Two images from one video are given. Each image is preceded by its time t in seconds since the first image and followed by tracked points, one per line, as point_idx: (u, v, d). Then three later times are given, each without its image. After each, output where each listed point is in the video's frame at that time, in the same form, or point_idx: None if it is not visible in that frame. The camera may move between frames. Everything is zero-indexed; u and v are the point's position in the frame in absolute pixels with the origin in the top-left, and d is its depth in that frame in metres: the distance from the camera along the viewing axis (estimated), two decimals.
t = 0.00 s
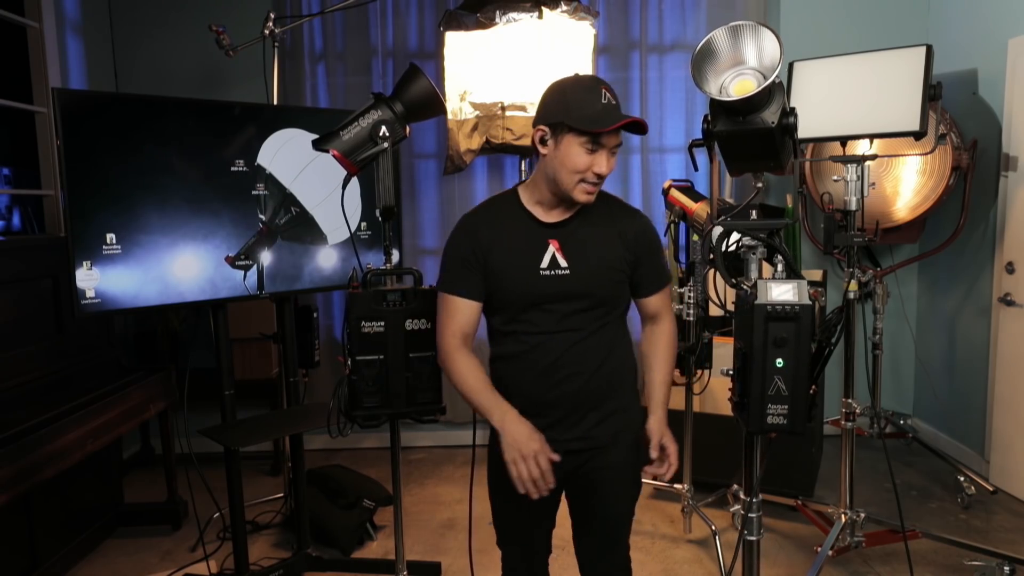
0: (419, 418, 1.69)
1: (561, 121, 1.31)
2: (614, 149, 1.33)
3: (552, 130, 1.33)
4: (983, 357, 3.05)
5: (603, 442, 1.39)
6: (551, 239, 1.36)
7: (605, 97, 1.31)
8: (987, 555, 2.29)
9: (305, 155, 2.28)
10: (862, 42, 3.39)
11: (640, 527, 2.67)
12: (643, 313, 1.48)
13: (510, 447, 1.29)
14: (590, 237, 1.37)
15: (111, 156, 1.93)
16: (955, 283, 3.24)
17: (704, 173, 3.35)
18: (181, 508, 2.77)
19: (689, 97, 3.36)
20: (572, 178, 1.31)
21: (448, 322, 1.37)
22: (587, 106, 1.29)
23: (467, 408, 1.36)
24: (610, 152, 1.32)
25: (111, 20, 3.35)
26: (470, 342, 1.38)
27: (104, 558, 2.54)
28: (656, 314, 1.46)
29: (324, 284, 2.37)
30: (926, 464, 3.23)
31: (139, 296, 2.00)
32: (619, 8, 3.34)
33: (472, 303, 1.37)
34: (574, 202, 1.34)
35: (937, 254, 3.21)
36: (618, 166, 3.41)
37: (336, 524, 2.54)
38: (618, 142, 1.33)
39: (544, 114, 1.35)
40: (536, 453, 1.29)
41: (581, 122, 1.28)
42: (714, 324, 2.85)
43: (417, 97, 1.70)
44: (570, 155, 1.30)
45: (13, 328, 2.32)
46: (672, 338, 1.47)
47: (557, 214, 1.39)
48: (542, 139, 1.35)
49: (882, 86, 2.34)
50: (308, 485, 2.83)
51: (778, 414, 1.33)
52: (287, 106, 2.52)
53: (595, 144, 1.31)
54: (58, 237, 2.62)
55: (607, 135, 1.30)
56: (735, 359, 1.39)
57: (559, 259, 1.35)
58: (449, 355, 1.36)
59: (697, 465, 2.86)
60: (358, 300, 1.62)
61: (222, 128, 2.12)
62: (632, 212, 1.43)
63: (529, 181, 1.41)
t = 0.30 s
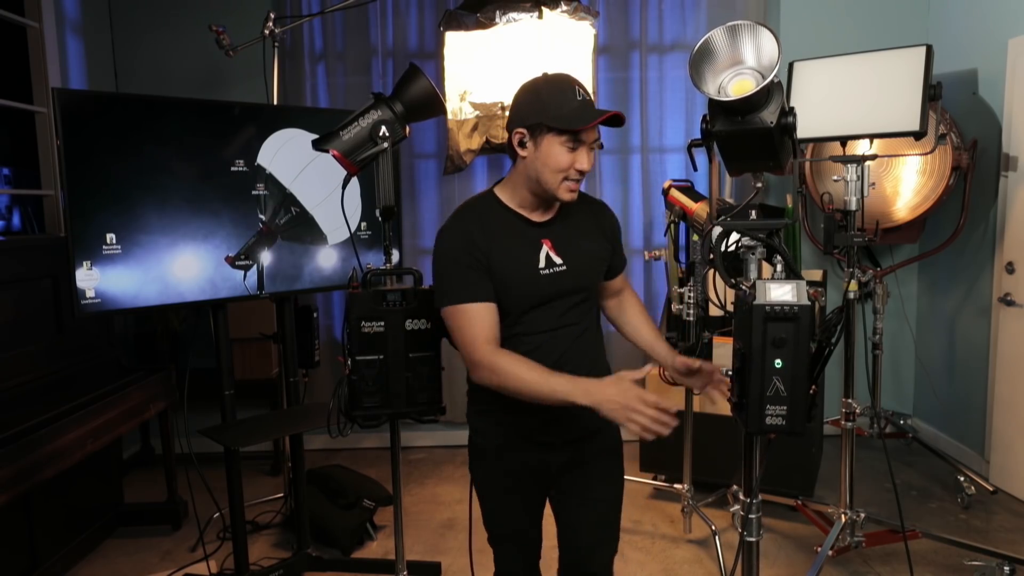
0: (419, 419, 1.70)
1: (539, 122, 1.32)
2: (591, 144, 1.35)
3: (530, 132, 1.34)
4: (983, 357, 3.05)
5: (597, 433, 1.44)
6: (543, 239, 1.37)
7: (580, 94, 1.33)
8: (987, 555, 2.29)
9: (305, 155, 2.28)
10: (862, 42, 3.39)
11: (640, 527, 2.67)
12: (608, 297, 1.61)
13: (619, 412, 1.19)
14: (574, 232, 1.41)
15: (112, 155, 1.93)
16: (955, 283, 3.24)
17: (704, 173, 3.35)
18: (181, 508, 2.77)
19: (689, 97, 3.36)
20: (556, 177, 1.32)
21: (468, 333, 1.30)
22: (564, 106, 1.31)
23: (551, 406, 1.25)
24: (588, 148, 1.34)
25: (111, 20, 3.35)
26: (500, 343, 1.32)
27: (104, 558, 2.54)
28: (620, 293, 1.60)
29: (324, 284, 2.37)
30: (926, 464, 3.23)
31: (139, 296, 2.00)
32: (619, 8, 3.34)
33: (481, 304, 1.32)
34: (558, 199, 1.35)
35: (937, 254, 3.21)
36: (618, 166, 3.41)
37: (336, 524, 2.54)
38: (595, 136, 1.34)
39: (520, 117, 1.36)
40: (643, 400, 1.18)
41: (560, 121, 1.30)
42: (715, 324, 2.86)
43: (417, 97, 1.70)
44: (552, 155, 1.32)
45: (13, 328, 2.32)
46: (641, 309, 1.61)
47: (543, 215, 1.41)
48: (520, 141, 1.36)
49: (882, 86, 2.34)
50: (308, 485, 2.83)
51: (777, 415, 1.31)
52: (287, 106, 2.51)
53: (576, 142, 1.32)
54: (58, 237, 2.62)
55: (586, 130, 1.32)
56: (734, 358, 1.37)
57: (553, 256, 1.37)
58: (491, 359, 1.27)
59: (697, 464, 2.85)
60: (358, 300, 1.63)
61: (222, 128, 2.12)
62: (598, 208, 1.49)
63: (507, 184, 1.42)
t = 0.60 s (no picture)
0: (419, 419, 1.70)
1: (546, 130, 1.30)
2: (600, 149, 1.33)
3: (536, 138, 1.32)
4: (983, 357, 3.05)
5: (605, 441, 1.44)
6: (556, 244, 1.37)
7: (587, 97, 1.32)
8: (987, 555, 2.29)
9: (305, 155, 2.28)
10: (862, 42, 3.39)
11: (640, 527, 2.67)
12: (611, 303, 1.59)
13: (715, 378, 1.20)
14: (581, 236, 1.41)
15: (111, 155, 1.93)
16: (955, 283, 3.24)
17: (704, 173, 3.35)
18: (181, 508, 2.77)
19: (688, 97, 3.36)
20: (565, 186, 1.31)
21: (525, 326, 1.26)
22: (572, 112, 1.29)
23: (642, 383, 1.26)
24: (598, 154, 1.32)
25: (111, 20, 3.35)
26: (556, 328, 1.29)
27: (104, 558, 2.54)
28: (623, 296, 1.58)
29: (324, 284, 2.37)
30: (926, 464, 3.23)
31: (139, 296, 2.00)
32: (619, 8, 3.34)
33: (522, 296, 1.28)
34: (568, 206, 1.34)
35: (937, 254, 3.21)
36: (618, 166, 3.41)
37: (336, 524, 2.54)
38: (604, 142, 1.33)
39: (526, 123, 1.33)
40: (732, 360, 1.19)
41: (568, 129, 1.28)
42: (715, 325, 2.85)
43: (417, 97, 1.70)
44: (561, 163, 1.30)
45: (13, 328, 2.32)
46: (647, 307, 1.59)
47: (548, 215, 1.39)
48: (526, 148, 1.34)
49: (882, 86, 2.34)
50: (308, 485, 2.83)
51: (775, 417, 1.19)
52: (287, 106, 2.51)
53: (584, 149, 1.31)
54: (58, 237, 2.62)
55: (596, 137, 1.30)
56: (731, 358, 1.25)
57: (565, 261, 1.37)
58: (566, 347, 1.25)
59: (697, 464, 2.86)
60: (358, 300, 1.63)
61: (222, 128, 2.12)
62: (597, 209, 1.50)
63: (514, 186, 1.40)
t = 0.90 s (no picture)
0: (419, 418, 1.70)
1: (534, 126, 1.27)
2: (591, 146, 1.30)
3: (526, 134, 1.29)
4: (983, 357, 3.05)
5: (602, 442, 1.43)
6: (552, 240, 1.34)
7: (579, 93, 1.28)
8: (987, 555, 2.29)
9: (305, 155, 2.28)
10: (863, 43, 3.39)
11: (640, 527, 2.67)
12: (607, 307, 1.56)
13: (711, 377, 1.19)
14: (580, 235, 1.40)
15: (111, 155, 1.93)
16: (955, 283, 3.24)
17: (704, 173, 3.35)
18: (181, 508, 2.77)
19: (688, 97, 3.36)
20: (553, 184, 1.28)
21: (522, 327, 1.24)
22: (562, 108, 1.26)
23: (639, 383, 1.24)
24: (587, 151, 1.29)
25: (111, 20, 3.35)
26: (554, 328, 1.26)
27: (104, 558, 2.54)
28: (619, 300, 1.56)
29: (324, 284, 2.37)
30: (926, 464, 3.23)
31: (139, 296, 2.00)
32: (619, 8, 3.34)
33: (521, 296, 1.25)
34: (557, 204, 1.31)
35: (937, 254, 3.22)
36: (618, 166, 3.41)
37: (336, 524, 2.54)
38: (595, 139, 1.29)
39: (518, 118, 1.31)
40: (728, 358, 1.19)
41: (556, 126, 1.25)
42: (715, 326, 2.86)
43: (417, 97, 1.70)
44: (548, 161, 1.27)
45: (13, 328, 2.32)
46: (642, 311, 1.57)
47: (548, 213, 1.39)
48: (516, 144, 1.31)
49: (882, 87, 2.34)
50: (308, 485, 2.83)
51: (772, 420, 1.19)
52: (287, 106, 2.51)
53: (572, 147, 1.27)
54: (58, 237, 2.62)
55: (585, 136, 1.26)
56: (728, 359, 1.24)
57: (562, 257, 1.34)
58: (563, 349, 1.22)
59: (697, 464, 2.86)
60: (358, 300, 1.63)
61: (222, 128, 2.12)
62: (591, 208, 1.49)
63: (506, 181, 1.38)
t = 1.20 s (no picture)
0: (419, 418, 1.70)
1: (511, 125, 1.24)
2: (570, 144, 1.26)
3: (503, 133, 1.26)
4: (983, 356, 3.05)
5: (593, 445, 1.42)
6: (534, 237, 1.32)
7: (557, 92, 1.25)
8: (987, 555, 2.29)
9: (305, 155, 2.28)
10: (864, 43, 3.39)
11: (640, 527, 2.67)
12: (592, 307, 1.54)
13: (680, 381, 1.15)
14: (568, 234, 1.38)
15: (111, 155, 1.93)
16: (955, 284, 3.24)
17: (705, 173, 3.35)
18: (181, 508, 2.77)
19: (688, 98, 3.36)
20: (532, 183, 1.25)
21: (491, 334, 1.21)
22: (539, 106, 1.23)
23: (607, 389, 1.21)
24: (566, 149, 1.25)
25: (111, 20, 3.35)
26: (524, 335, 1.23)
27: (104, 558, 2.54)
28: (603, 299, 1.54)
29: (324, 284, 2.36)
30: (926, 464, 3.23)
31: (138, 296, 2.00)
32: (619, 8, 3.34)
33: (490, 303, 1.22)
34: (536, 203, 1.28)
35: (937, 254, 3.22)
36: (618, 166, 3.41)
37: (336, 524, 2.54)
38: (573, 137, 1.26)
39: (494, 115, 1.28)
40: (697, 363, 1.14)
41: (533, 125, 1.22)
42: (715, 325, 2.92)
43: (417, 97, 1.70)
44: (526, 160, 1.24)
45: (13, 328, 2.32)
46: (627, 311, 1.55)
47: (547, 213, 1.39)
48: (493, 142, 1.28)
49: (881, 87, 2.34)
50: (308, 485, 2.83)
51: (743, 425, 1.13)
52: (287, 106, 2.51)
53: (550, 146, 1.24)
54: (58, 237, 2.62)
55: (563, 135, 1.23)
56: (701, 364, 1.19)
57: (545, 256, 1.31)
58: (530, 357, 1.20)
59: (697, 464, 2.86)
60: (359, 300, 1.64)
61: (223, 128, 2.12)
62: (576, 208, 1.47)
63: (486, 180, 1.35)
